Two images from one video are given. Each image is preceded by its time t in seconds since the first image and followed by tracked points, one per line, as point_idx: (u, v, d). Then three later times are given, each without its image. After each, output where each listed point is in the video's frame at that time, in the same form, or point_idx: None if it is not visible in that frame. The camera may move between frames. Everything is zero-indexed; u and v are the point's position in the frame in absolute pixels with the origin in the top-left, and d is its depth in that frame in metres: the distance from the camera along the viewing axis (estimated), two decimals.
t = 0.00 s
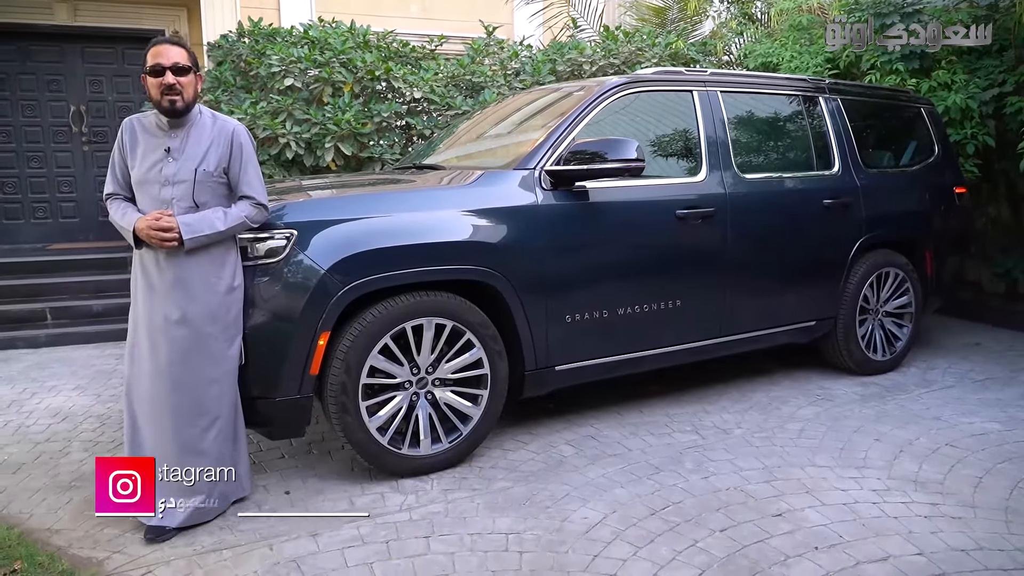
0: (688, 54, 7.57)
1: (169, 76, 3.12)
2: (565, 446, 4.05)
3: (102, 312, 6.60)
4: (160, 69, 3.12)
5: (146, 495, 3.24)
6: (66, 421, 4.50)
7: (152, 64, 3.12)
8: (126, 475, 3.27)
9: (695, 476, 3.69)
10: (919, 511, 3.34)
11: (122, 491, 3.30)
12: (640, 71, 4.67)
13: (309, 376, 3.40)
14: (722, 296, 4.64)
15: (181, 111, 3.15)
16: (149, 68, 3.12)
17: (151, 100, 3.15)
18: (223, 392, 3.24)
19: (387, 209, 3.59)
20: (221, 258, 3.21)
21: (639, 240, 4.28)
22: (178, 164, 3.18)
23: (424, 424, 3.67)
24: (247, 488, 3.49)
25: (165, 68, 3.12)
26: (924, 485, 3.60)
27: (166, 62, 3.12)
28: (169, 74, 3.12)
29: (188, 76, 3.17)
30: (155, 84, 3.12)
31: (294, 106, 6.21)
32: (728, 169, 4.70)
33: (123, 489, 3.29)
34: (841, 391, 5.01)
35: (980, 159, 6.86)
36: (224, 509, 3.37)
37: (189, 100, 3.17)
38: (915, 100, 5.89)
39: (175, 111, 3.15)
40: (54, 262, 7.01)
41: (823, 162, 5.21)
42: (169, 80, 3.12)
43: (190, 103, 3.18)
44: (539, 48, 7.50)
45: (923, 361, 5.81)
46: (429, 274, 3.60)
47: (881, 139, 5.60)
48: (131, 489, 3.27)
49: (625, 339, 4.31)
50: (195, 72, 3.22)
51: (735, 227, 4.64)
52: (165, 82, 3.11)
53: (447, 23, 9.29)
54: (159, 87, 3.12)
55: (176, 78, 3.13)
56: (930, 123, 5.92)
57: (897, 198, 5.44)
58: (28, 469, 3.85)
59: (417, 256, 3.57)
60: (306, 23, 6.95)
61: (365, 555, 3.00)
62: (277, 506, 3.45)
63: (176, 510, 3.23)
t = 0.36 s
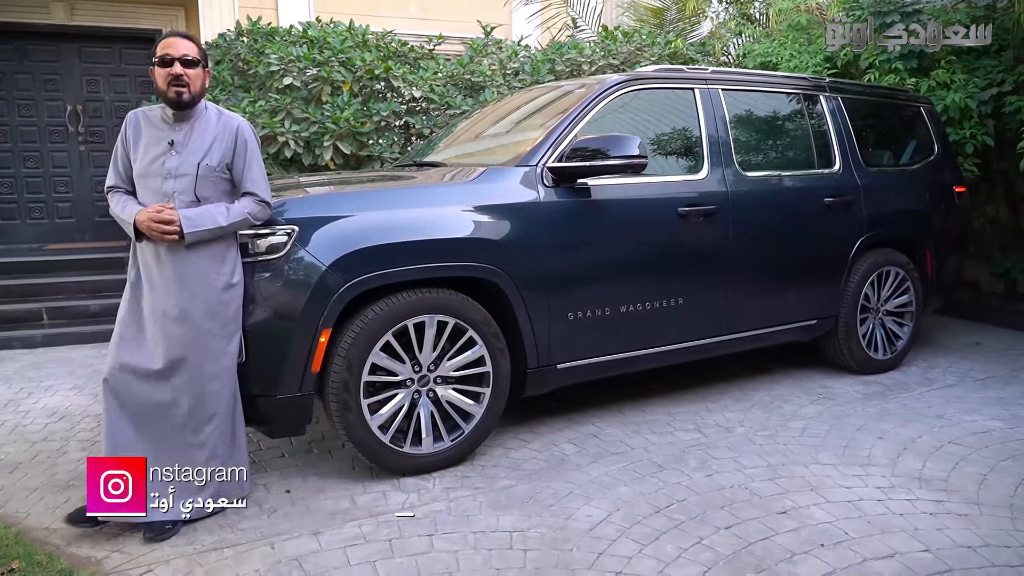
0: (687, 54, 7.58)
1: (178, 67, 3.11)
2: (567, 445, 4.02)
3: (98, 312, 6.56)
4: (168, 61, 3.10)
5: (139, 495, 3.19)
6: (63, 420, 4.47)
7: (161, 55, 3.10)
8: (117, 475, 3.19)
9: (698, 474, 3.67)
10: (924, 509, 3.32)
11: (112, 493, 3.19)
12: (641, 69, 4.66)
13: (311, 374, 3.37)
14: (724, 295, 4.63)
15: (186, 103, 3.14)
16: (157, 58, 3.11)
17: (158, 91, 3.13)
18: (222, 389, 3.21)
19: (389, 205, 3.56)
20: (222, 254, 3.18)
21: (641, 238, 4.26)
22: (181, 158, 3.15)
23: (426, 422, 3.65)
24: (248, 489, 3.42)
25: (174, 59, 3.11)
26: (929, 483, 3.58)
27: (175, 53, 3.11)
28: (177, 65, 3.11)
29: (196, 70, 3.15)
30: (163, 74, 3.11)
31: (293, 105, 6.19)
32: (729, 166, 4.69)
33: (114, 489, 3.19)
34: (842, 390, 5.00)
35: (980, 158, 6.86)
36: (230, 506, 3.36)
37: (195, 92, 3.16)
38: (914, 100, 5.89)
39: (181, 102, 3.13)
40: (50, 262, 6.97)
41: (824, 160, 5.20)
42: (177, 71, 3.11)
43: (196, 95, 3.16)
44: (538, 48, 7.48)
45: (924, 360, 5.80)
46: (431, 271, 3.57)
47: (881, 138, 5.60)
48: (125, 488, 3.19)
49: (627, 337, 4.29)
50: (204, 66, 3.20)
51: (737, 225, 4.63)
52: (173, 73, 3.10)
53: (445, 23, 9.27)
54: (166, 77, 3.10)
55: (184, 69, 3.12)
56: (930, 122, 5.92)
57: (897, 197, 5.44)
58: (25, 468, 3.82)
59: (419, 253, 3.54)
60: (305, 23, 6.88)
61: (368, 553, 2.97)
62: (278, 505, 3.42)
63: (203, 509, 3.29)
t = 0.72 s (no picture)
0: (687, 53, 7.57)
1: (180, 61, 3.06)
2: (572, 444, 3.98)
3: (95, 312, 6.51)
4: (170, 54, 3.05)
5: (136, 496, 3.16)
6: (61, 420, 4.42)
7: (162, 48, 3.05)
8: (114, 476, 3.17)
9: (705, 472, 3.63)
10: (934, 506, 3.29)
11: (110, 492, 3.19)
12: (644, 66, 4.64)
13: (314, 371, 3.33)
14: (728, 292, 4.60)
15: (189, 97, 3.09)
16: (158, 53, 3.06)
17: (160, 86, 3.08)
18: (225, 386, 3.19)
19: (393, 201, 3.52)
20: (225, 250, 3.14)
21: (646, 235, 4.23)
22: (183, 152, 3.11)
23: (430, 421, 3.60)
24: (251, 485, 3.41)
25: (176, 53, 3.06)
26: (938, 481, 3.55)
27: (176, 48, 3.06)
28: (179, 60, 3.06)
29: (197, 64, 3.10)
30: (165, 68, 3.06)
31: (293, 104, 6.15)
32: (734, 162, 4.67)
33: (112, 488, 3.18)
34: (847, 389, 4.97)
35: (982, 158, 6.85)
36: (236, 506, 3.34)
37: (197, 86, 3.11)
38: (916, 99, 5.87)
39: (184, 97, 3.08)
40: (46, 262, 6.91)
41: (828, 158, 5.18)
42: (178, 65, 3.06)
43: (198, 90, 3.12)
44: (539, 48, 7.46)
45: (927, 359, 5.77)
46: (435, 267, 3.53)
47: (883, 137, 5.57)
48: (122, 488, 3.16)
49: (631, 335, 4.25)
50: (205, 60, 3.15)
51: (741, 222, 4.60)
52: (175, 67, 3.05)
53: (444, 23, 9.25)
54: (169, 72, 3.06)
55: (187, 64, 3.07)
56: (932, 121, 5.90)
57: (900, 195, 5.42)
58: (23, 468, 3.77)
59: (423, 248, 3.50)
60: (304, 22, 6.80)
61: (374, 552, 2.93)
62: (280, 504, 3.37)
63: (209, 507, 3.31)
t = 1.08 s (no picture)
0: (683, 52, 7.56)
1: (174, 54, 2.99)
2: (573, 443, 3.95)
3: (89, 313, 6.44)
4: (164, 47, 2.99)
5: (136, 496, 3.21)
6: (55, 421, 4.36)
7: (156, 42, 2.98)
8: (115, 475, 3.20)
9: (708, 471, 3.60)
10: (939, 503, 3.26)
11: (111, 492, 3.21)
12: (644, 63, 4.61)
13: (313, 369, 3.29)
14: (729, 290, 4.57)
15: (185, 90, 3.02)
16: (151, 46, 2.99)
17: (154, 80, 3.01)
18: (233, 385, 3.13)
19: (392, 198, 3.48)
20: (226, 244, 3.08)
21: (646, 232, 4.20)
22: (180, 147, 3.05)
23: (430, 419, 3.56)
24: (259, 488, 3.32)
25: (169, 45, 2.99)
26: (942, 478, 3.53)
27: (170, 40, 2.98)
28: (173, 52, 2.99)
29: (192, 56, 3.04)
30: (159, 62, 2.99)
31: (289, 103, 6.09)
32: (734, 159, 4.65)
33: (111, 489, 3.20)
34: (847, 387, 4.95)
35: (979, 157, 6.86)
36: (238, 506, 3.25)
37: (193, 79, 3.04)
38: (913, 98, 5.86)
39: (180, 90, 3.01)
40: (38, 262, 6.85)
41: (827, 156, 5.17)
42: (173, 58, 2.99)
43: (194, 83, 3.05)
44: (535, 47, 7.44)
45: (926, 358, 5.77)
46: (435, 264, 3.49)
47: (881, 136, 5.57)
48: (122, 488, 3.20)
49: (632, 332, 4.22)
50: (199, 52, 3.09)
51: (741, 220, 4.58)
52: (169, 60, 2.98)
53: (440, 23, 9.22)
54: (162, 65, 2.99)
55: (181, 56, 3.00)
56: (929, 119, 5.90)
57: (899, 193, 5.41)
58: (16, 469, 3.72)
59: (423, 245, 3.47)
60: (299, 21, 6.73)
61: (375, 552, 2.88)
62: (279, 504, 3.33)
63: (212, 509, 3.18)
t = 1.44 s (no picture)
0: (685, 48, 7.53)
1: (173, 46, 2.95)
2: (577, 438, 3.91)
3: (88, 310, 6.41)
4: (163, 39, 2.95)
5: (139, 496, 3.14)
6: (54, 417, 4.32)
7: (154, 33, 2.94)
8: (115, 475, 3.13)
9: (715, 466, 3.56)
10: (949, 498, 3.23)
11: (110, 492, 3.15)
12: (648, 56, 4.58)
13: (316, 363, 3.25)
14: (733, 285, 4.54)
15: (185, 84, 2.98)
16: (150, 38, 2.95)
17: (155, 73, 2.98)
18: (232, 381, 3.08)
19: (395, 190, 3.45)
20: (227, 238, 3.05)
21: (651, 226, 4.17)
22: (181, 139, 2.99)
23: (434, 414, 3.53)
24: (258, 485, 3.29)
25: (168, 37, 2.95)
26: (951, 473, 3.50)
27: (168, 31, 2.94)
28: (172, 44, 2.95)
29: (192, 47, 2.99)
30: (158, 55, 2.95)
31: (289, 98, 6.07)
32: (738, 152, 4.62)
33: (112, 488, 3.14)
34: (852, 383, 4.92)
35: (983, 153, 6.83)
36: (238, 506, 3.21)
37: (193, 71, 3.00)
38: (917, 93, 5.82)
39: (180, 84, 2.97)
40: (37, 260, 6.81)
41: (831, 151, 5.14)
42: (172, 51, 2.95)
43: (195, 75, 3.01)
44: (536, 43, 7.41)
45: (930, 354, 5.73)
46: (439, 257, 3.46)
47: (885, 131, 5.53)
48: (123, 488, 3.13)
49: (637, 327, 4.19)
50: (198, 42, 3.04)
51: (746, 214, 4.55)
52: (168, 53, 2.94)
53: (441, 20, 9.19)
54: (162, 59, 2.95)
55: (180, 48, 2.96)
56: (933, 115, 5.87)
57: (903, 188, 5.38)
58: (15, 465, 3.69)
59: (427, 238, 3.43)
60: (300, 17, 6.69)
61: (380, 547, 2.85)
62: (282, 500, 3.29)
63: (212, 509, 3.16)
